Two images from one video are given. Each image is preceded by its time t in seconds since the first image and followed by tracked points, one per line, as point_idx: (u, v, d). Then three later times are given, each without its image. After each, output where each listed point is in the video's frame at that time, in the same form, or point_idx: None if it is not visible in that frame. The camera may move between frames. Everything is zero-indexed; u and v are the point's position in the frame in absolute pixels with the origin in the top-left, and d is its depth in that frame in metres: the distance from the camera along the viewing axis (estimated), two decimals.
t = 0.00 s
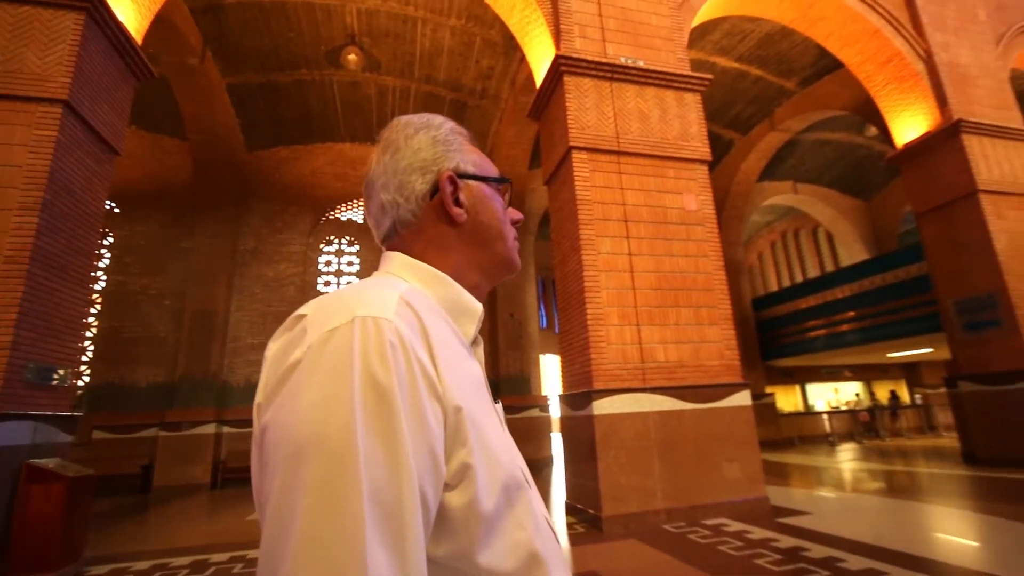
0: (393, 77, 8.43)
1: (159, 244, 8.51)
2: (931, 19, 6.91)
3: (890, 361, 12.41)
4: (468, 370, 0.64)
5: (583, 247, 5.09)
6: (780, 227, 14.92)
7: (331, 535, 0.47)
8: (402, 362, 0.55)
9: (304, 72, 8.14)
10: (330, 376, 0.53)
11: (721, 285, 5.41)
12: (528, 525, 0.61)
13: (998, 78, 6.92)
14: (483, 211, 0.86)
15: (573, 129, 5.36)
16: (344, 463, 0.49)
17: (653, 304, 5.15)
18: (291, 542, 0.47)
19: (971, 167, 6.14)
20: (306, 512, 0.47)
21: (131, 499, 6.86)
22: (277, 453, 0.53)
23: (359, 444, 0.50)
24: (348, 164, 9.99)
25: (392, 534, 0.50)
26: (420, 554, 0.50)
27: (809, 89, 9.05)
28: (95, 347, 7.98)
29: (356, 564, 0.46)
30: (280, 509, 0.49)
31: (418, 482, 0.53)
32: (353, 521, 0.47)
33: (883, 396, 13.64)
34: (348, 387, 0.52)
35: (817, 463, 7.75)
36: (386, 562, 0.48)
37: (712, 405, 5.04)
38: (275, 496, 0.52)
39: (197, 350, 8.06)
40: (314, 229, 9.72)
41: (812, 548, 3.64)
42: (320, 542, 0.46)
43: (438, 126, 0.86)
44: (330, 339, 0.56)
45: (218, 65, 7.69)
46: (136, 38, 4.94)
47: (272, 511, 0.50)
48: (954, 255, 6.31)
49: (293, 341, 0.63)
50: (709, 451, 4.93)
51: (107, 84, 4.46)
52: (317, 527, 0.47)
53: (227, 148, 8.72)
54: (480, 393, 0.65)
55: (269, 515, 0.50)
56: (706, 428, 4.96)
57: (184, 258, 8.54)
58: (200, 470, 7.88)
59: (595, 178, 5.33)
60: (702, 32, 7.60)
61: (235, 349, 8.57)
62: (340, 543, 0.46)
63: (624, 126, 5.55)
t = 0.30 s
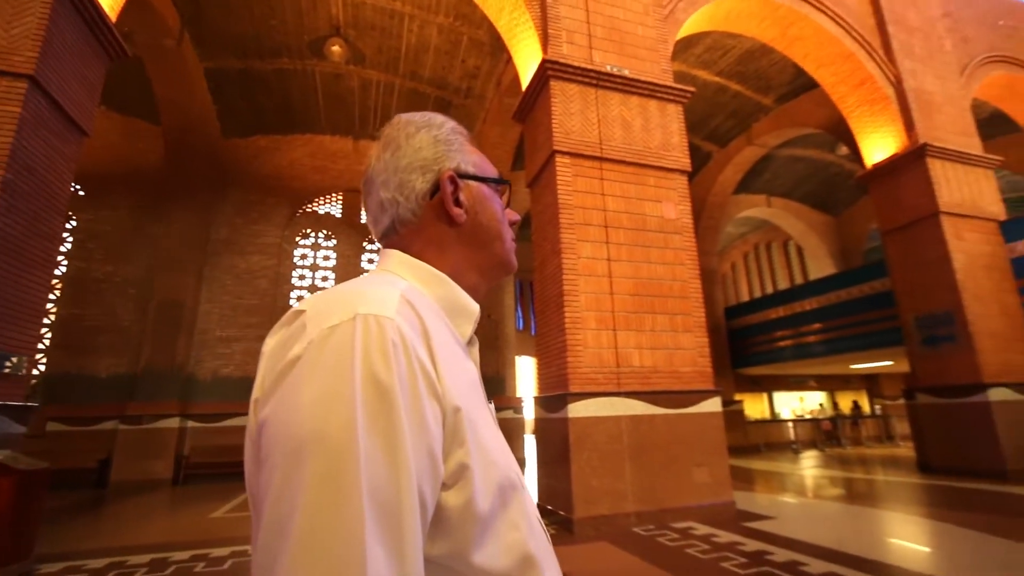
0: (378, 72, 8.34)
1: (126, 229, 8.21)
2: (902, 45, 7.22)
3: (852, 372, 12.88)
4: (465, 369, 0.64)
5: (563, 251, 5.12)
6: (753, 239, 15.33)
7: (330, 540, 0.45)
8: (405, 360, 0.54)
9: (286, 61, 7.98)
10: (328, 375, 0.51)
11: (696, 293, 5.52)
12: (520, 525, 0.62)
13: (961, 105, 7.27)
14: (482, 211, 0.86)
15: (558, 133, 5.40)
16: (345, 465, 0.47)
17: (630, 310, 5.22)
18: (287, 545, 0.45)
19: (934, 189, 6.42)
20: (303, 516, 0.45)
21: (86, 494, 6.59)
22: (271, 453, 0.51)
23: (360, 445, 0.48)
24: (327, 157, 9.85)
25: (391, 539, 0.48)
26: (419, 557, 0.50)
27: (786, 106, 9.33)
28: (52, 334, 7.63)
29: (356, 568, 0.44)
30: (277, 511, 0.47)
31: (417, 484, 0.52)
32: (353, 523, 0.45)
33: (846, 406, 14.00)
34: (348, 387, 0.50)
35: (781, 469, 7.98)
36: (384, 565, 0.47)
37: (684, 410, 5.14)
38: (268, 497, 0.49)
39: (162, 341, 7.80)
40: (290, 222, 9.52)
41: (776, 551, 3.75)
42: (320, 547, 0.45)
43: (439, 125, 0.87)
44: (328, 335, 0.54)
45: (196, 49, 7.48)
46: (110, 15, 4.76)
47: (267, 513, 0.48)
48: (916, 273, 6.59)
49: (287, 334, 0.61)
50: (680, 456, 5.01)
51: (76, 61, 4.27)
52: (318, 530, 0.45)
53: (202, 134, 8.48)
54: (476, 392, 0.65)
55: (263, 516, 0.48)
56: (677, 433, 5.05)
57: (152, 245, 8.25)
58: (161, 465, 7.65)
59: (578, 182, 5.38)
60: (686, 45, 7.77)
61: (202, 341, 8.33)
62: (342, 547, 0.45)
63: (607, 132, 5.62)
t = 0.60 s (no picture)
0: (350, 64, 8.17)
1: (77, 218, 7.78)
2: (861, 62, 7.57)
3: (808, 373, 13.44)
4: (472, 372, 0.64)
5: (537, 251, 5.15)
6: (718, 244, 15.79)
7: (350, 544, 0.44)
8: (417, 362, 0.54)
9: (254, 49, 7.74)
10: (343, 377, 0.50)
11: (665, 295, 5.65)
12: (528, 525, 0.62)
13: (912, 122, 7.68)
14: (483, 214, 0.86)
15: (533, 134, 5.42)
16: (362, 468, 0.46)
17: (601, 311, 5.30)
18: (306, 550, 0.44)
19: (887, 201, 6.77)
20: (322, 520, 0.45)
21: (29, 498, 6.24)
22: (284, 457, 0.50)
23: (377, 448, 0.48)
24: (295, 150, 9.60)
25: (409, 541, 0.48)
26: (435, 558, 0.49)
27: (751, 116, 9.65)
28: None
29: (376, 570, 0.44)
30: (292, 515, 0.46)
31: (432, 486, 0.52)
32: (373, 527, 0.45)
33: (802, 406, 14.58)
34: (363, 389, 0.50)
35: (741, 467, 8.24)
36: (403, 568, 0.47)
37: (652, 409, 5.25)
38: (282, 501, 0.48)
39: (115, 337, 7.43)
40: (255, 216, 9.18)
41: (738, 547, 3.87)
42: (339, 551, 0.44)
43: (440, 127, 0.86)
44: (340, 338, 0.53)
45: (157, 32, 7.16)
46: None
47: (281, 517, 0.47)
48: (869, 279, 6.93)
49: (295, 338, 0.60)
50: (647, 455, 5.12)
51: (26, 39, 4.02)
52: (337, 535, 0.44)
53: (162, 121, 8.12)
54: (482, 394, 0.65)
55: (278, 522, 0.47)
56: (645, 432, 5.16)
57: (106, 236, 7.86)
58: (112, 467, 7.33)
59: (552, 183, 5.42)
60: (658, 52, 7.94)
61: (159, 337, 7.98)
62: (359, 552, 0.44)
63: (582, 135, 5.68)
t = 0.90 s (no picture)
0: (319, 54, 7.97)
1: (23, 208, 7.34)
2: (821, 71, 7.90)
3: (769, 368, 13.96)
4: (484, 371, 0.66)
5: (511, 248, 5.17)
6: (685, 243, 16.19)
7: (381, 540, 0.45)
8: (435, 362, 0.55)
9: (217, 34, 7.46)
10: (366, 378, 0.51)
11: (636, 293, 5.77)
12: (540, 519, 0.64)
13: (867, 129, 8.07)
14: (487, 212, 0.87)
15: (507, 131, 5.43)
16: (388, 467, 0.48)
17: (574, 308, 5.37)
18: (336, 547, 0.45)
19: (843, 204, 7.10)
20: (353, 516, 0.46)
21: None
22: (307, 459, 0.51)
23: (400, 447, 0.49)
24: (261, 141, 9.32)
25: (433, 537, 0.50)
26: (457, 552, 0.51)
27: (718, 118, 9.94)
28: None
29: (406, 565, 0.45)
30: (322, 513, 0.47)
31: (453, 482, 0.53)
32: (401, 524, 0.46)
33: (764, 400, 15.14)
34: (386, 389, 0.51)
35: (706, 459, 8.51)
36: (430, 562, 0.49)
37: (623, 404, 5.36)
38: (309, 504, 0.49)
39: (67, 333, 7.03)
40: (218, 207, 8.83)
41: (706, 536, 4.01)
42: (368, 548, 0.45)
43: (440, 127, 0.87)
44: (361, 339, 0.54)
45: (111, 13, 6.81)
46: None
47: (311, 515, 0.48)
48: (826, 279, 7.26)
49: (312, 339, 0.61)
50: (618, 449, 5.23)
51: None
52: (365, 535, 0.45)
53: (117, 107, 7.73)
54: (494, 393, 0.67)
55: (307, 521, 0.48)
56: (616, 426, 5.26)
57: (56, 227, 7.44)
58: (64, 470, 6.97)
59: (526, 181, 5.44)
60: (630, 54, 8.08)
61: (114, 333, 7.63)
62: (388, 549, 0.45)
63: (556, 133, 5.73)
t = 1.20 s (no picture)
0: (297, 53, 7.85)
1: None
2: (792, 84, 8.17)
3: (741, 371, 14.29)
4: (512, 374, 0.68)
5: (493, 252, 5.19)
6: (661, 248, 16.48)
7: (434, 537, 0.46)
8: (472, 363, 0.56)
9: (191, 30, 7.28)
10: (411, 378, 0.52)
11: (616, 297, 5.85)
12: (567, 516, 0.67)
13: (835, 141, 8.38)
14: (501, 214, 0.87)
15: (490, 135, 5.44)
16: (436, 465, 0.48)
17: (555, 311, 5.41)
18: (389, 546, 0.46)
19: (813, 212, 7.35)
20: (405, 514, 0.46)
21: None
22: (353, 460, 0.51)
23: (446, 446, 0.50)
24: (235, 139, 9.11)
25: (478, 535, 0.50)
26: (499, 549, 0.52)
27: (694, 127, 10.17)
28: None
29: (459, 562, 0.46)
30: (372, 512, 0.48)
31: (493, 480, 0.55)
32: (453, 520, 0.47)
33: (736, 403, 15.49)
34: (429, 388, 0.52)
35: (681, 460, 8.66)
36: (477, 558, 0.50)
37: (602, 408, 5.42)
38: (358, 504, 0.49)
39: (26, 335, 6.72)
40: (189, 207, 8.59)
41: (684, 536, 4.09)
42: (422, 544, 0.45)
43: (451, 134, 0.89)
44: (402, 340, 0.55)
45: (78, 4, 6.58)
46: None
47: (360, 513, 0.48)
48: (797, 284, 7.50)
49: (348, 341, 0.62)
50: (597, 451, 5.29)
51: None
52: (419, 533, 0.46)
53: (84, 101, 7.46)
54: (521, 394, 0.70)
55: (356, 521, 0.48)
56: (595, 429, 5.31)
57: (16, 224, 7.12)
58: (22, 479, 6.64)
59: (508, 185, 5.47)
60: (609, 62, 8.21)
61: (77, 336, 7.33)
62: (442, 544, 0.45)
63: (538, 138, 5.77)
